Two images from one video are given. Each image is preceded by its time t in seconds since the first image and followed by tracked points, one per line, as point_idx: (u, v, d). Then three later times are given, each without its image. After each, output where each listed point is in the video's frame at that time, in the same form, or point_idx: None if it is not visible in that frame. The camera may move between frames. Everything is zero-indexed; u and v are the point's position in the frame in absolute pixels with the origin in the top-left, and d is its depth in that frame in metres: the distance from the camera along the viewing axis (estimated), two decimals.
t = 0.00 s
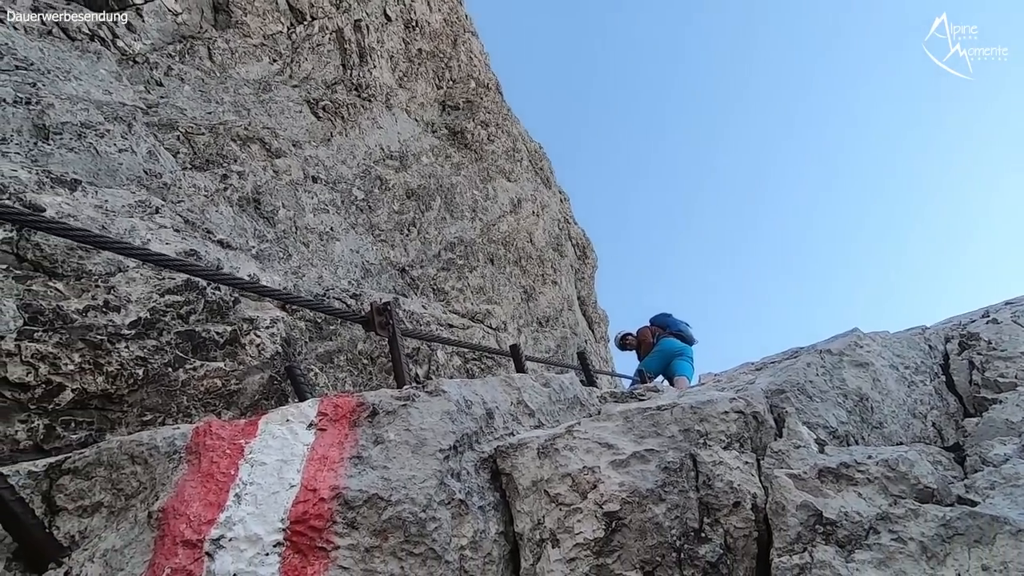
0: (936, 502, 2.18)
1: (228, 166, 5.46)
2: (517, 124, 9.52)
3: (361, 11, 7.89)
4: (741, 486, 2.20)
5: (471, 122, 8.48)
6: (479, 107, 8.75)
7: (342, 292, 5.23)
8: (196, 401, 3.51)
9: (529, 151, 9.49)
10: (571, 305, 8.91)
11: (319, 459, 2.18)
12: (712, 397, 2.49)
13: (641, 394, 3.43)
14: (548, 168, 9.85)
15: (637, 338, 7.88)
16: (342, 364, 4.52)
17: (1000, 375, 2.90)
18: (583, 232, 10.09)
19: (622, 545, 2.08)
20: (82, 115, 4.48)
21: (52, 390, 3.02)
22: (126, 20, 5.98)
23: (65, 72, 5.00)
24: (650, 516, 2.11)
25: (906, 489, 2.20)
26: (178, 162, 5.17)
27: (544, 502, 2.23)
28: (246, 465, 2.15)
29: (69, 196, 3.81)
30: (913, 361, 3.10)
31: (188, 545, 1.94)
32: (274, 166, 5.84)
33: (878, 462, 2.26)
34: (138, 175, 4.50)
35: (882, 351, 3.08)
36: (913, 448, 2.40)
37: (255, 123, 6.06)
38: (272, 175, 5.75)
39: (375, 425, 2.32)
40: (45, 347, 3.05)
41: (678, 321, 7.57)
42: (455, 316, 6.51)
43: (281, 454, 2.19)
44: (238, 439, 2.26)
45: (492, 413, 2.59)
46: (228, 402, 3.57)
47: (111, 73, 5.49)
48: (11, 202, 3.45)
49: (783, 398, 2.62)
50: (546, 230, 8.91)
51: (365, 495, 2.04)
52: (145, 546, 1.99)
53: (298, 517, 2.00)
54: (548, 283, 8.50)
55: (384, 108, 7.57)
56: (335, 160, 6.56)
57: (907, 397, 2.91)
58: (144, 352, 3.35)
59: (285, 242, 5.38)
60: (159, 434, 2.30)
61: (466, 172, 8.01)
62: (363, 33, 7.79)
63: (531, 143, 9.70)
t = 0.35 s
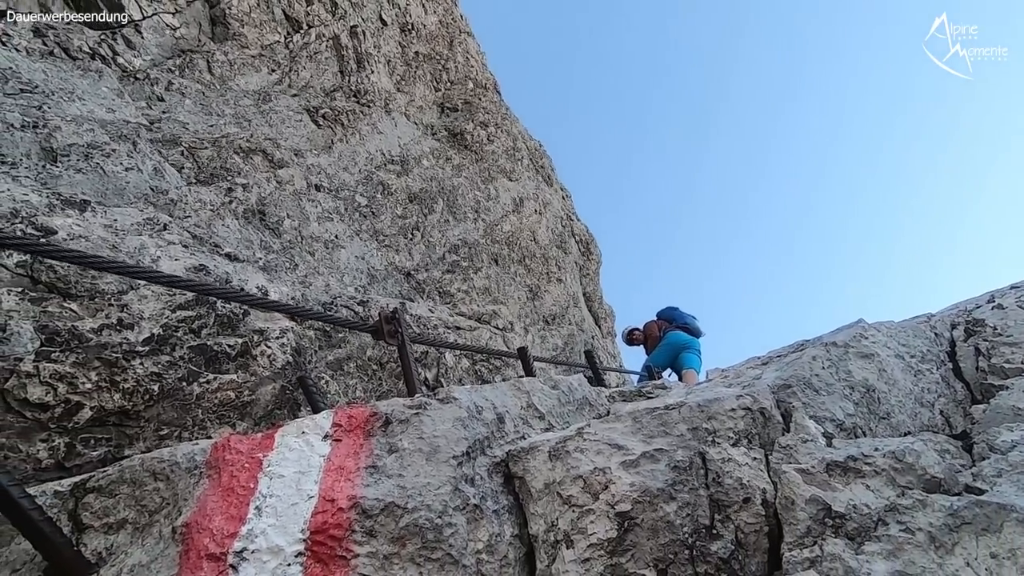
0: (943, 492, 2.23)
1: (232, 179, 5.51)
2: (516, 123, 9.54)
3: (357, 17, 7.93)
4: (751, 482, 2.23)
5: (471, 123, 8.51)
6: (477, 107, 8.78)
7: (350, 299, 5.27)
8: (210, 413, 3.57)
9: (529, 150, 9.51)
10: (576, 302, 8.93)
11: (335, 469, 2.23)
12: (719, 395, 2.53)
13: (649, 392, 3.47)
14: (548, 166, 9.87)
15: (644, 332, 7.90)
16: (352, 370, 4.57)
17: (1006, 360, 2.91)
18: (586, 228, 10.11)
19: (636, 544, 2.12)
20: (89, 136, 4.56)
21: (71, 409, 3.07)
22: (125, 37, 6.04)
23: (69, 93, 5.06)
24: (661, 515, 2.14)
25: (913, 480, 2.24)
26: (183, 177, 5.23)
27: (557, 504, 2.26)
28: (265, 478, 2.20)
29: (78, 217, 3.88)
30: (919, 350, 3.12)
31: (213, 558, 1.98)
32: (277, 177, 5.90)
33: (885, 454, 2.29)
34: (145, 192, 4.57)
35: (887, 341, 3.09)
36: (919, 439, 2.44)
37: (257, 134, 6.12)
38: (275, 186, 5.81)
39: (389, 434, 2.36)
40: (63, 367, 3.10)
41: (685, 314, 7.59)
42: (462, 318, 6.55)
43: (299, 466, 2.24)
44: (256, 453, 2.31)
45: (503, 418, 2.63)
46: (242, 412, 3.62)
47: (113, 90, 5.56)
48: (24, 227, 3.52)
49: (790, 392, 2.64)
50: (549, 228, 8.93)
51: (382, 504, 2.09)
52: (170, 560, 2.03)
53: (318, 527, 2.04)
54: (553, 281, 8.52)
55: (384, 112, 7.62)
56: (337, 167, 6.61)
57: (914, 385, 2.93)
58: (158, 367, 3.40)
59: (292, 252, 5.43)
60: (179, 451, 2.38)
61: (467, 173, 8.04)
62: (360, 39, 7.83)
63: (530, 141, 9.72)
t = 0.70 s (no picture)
0: (958, 491, 2.23)
1: (237, 195, 5.56)
2: (516, 126, 9.57)
3: (354, 26, 7.98)
4: (765, 487, 2.24)
5: (471, 128, 8.54)
6: (477, 112, 8.81)
7: (358, 309, 5.29)
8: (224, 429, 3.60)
9: (530, 152, 9.53)
10: (582, 303, 8.94)
11: (353, 486, 2.25)
12: (730, 400, 2.55)
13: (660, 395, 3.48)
14: (549, 167, 9.89)
15: (650, 330, 7.91)
16: (362, 381, 4.60)
17: (1017, 354, 2.91)
18: (589, 228, 10.12)
19: (653, 552, 2.13)
20: (95, 158, 4.61)
21: (88, 431, 3.11)
22: (127, 56, 6.09)
23: (74, 115, 5.12)
24: (678, 522, 2.16)
25: (927, 480, 2.24)
26: (189, 194, 5.28)
27: (573, 514, 2.27)
28: (284, 496, 2.23)
29: (89, 239, 3.93)
30: (928, 346, 3.12)
31: None
32: (281, 190, 5.94)
33: (898, 455, 2.30)
34: (153, 212, 4.62)
35: (896, 338, 3.10)
36: (932, 439, 2.44)
37: (259, 148, 6.16)
38: (280, 199, 5.85)
39: (405, 450, 2.39)
40: (80, 390, 3.15)
41: (691, 312, 7.59)
42: (468, 324, 6.57)
43: (317, 484, 2.27)
44: (274, 472, 2.34)
45: (516, 428, 2.65)
46: (255, 427, 3.66)
47: (116, 110, 5.61)
48: (37, 252, 3.58)
49: (801, 394, 2.65)
50: (552, 230, 8.95)
51: (400, 519, 2.11)
52: None
53: (338, 544, 2.06)
54: (558, 282, 8.54)
55: (384, 121, 7.66)
56: (339, 177, 6.65)
57: (925, 382, 2.93)
58: (172, 386, 3.43)
59: (298, 264, 5.47)
60: (199, 472, 2.41)
61: (469, 178, 8.07)
62: (358, 48, 7.87)
63: (531, 143, 9.74)
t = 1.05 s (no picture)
0: (969, 476, 2.22)
1: (244, 204, 5.62)
2: (518, 125, 9.59)
3: (354, 32, 8.03)
4: (775, 477, 2.25)
5: (472, 129, 8.58)
6: (478, 113, 8.84)
7: (366, 313, 5.33)
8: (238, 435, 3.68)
9: (533, 151, 9.55)
10: (589, 300, 8.95)
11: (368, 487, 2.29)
12: (738, 392, 2.56)
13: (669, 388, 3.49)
14: (553, 166, 9.91)
15: (658, 325, 7.90)
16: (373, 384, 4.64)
17: None
18: (594, 226, 10.13)
19: (665, 545, 2.14)
20: (105, 172, 4.68)
21: (106, 440, 3.18)
22: (131, 71, 6.17)
23: (82, 130, 5.20)
24: (688, 514, 2.17)
25: (937, 466, 2.24)
26: (197, 205, 5.34)
27: (585, 509, 2.28)
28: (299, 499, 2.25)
29: (100, 252, 4.00)
30: (938, 332, 3.10)
31: None
32: (287, 198, 5.99)
33: (907, 441, 2.30)
34: (162, 224, 4.68)
35: (904, 325, 3.09)
36: (941, 425, 2.44)
37: (264, 157, 6.23)
38: (286, 206, 5.90)
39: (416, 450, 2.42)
40: (96, 401, 3.22)
41: (699, 306, 7.59)
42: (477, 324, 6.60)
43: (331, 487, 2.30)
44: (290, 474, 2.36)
45: (526, 426, 2.68)
46: (269, 433, 3.76)
47: (123, 124, 5.69)
48: (50, 267, 3.64)
49: (809, 384, 2.66)
50: (557, 228, 8.96)
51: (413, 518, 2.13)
52: None
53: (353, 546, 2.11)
54: (564, 281, 8.55)
55: (386, 125, 7.70)
56: (344, 183, 6.71)
57: (934, 368, 2.92)
58: (186, 395, 3.49)
59: (306, 270, 5.52)
60: (215, 477, 2.46)
61: (473, 179, 8.10)
62: (358, 54, 7.92)
63: (533, 142, 9.76)
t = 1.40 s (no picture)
0: (975, 463, 2.22)
1: (245, 202, 5.62)
2: (519, 120, 9.56)
3: (353, 29, 8.01)
4: (781, 466, 2.25)
5: (473, 124, 8.55)
6: (479, 108, 8.81)
7: (369, 309, 5.33)
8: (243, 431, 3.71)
9: (534, 146, 9.53)
10: (592, 294, 8.94)
11: (372, 479, 2.29)
12: (742, 382, 2.55)
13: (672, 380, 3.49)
14: (554, 160, 9.89)
15: (662, 318, 7.89)
16: (377, 380, 4.65)
17: None
18: (596, 220, 10.11)
19: (670, 534, 2.15)
20: (107, 170, 4.69)
21: (112, 437, 3.18)
22: (131, 70, 6.16)
23: (83, 130, 5.21)
24: (694, 504, 2.17)
25: (943, 452, 2.24)
26: (199, 203, 5.34)
27: (590, 499, 2.29)
28: (305, 491, 2.21)
29: (104, 251, 4.00)
30: (942, 320, 3.09)
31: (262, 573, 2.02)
32: (288, 195, 5.98)
33: (913, 428, 2.29)
34: (164, 222, 4.68)
35: (909, 314, 3.08)
36: (946, 412, 2.44)
37: (265, 154, 6.22)
38: (288, 204, 5.90)
39: (420, 442, 2.42)
40: (102, 398, 3.22)
41: (702, 298, 7.57)
42: (480, 320, 6.60)
43: (337, 479, 2.28)
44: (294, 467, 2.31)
45: (530, 418, 2.68)
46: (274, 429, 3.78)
47: (124, 123, 5.69)
48: (53, 266, 3.65)
49: (813, 372, 2.65)
50: (559, 222, 8.95)
51: (419, 510, 2.14)
52: None
53: (360, 537, 2.10)
54: (567, 275, 8.54)
55: (387, 121, 7.69)
56: (345, 180, 6.70)
57: (939, 356, 2.91)
58: (191, 392, 3.50)
59: (309, 267, 5.53)
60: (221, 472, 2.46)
61: (474, 174, 8.08)
62: (358, 50, 7.91)
63: (534, 137, 9.74)
